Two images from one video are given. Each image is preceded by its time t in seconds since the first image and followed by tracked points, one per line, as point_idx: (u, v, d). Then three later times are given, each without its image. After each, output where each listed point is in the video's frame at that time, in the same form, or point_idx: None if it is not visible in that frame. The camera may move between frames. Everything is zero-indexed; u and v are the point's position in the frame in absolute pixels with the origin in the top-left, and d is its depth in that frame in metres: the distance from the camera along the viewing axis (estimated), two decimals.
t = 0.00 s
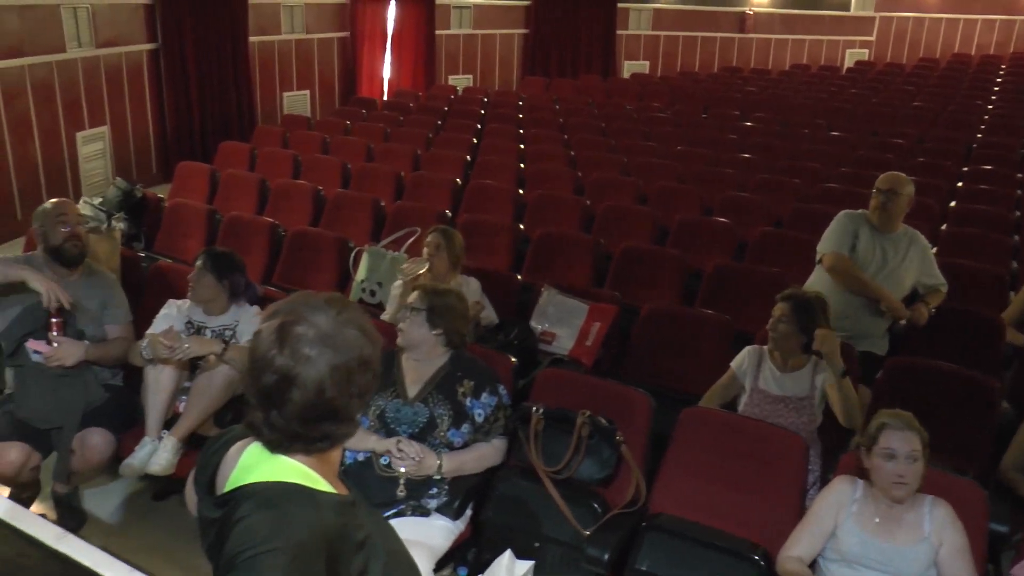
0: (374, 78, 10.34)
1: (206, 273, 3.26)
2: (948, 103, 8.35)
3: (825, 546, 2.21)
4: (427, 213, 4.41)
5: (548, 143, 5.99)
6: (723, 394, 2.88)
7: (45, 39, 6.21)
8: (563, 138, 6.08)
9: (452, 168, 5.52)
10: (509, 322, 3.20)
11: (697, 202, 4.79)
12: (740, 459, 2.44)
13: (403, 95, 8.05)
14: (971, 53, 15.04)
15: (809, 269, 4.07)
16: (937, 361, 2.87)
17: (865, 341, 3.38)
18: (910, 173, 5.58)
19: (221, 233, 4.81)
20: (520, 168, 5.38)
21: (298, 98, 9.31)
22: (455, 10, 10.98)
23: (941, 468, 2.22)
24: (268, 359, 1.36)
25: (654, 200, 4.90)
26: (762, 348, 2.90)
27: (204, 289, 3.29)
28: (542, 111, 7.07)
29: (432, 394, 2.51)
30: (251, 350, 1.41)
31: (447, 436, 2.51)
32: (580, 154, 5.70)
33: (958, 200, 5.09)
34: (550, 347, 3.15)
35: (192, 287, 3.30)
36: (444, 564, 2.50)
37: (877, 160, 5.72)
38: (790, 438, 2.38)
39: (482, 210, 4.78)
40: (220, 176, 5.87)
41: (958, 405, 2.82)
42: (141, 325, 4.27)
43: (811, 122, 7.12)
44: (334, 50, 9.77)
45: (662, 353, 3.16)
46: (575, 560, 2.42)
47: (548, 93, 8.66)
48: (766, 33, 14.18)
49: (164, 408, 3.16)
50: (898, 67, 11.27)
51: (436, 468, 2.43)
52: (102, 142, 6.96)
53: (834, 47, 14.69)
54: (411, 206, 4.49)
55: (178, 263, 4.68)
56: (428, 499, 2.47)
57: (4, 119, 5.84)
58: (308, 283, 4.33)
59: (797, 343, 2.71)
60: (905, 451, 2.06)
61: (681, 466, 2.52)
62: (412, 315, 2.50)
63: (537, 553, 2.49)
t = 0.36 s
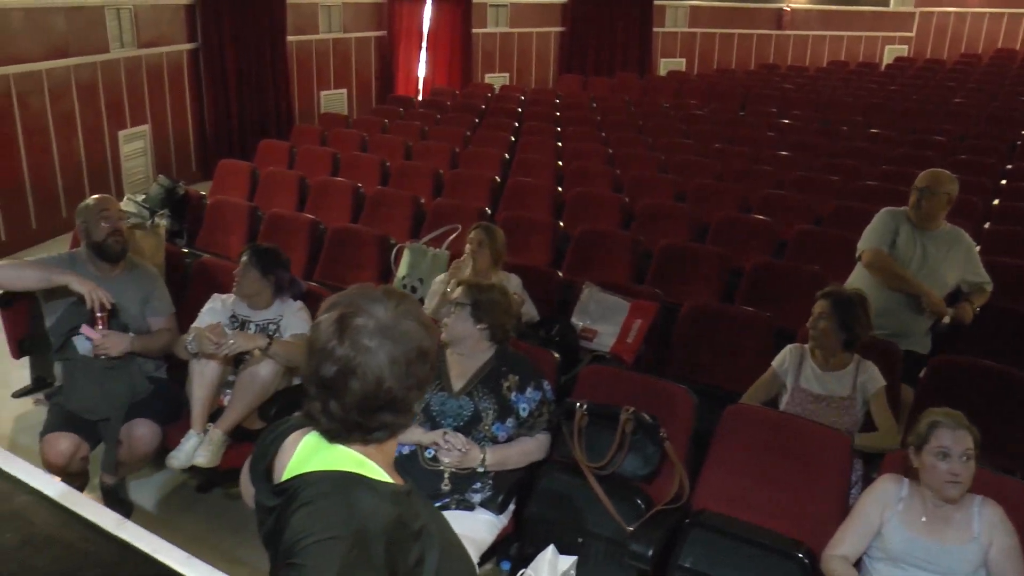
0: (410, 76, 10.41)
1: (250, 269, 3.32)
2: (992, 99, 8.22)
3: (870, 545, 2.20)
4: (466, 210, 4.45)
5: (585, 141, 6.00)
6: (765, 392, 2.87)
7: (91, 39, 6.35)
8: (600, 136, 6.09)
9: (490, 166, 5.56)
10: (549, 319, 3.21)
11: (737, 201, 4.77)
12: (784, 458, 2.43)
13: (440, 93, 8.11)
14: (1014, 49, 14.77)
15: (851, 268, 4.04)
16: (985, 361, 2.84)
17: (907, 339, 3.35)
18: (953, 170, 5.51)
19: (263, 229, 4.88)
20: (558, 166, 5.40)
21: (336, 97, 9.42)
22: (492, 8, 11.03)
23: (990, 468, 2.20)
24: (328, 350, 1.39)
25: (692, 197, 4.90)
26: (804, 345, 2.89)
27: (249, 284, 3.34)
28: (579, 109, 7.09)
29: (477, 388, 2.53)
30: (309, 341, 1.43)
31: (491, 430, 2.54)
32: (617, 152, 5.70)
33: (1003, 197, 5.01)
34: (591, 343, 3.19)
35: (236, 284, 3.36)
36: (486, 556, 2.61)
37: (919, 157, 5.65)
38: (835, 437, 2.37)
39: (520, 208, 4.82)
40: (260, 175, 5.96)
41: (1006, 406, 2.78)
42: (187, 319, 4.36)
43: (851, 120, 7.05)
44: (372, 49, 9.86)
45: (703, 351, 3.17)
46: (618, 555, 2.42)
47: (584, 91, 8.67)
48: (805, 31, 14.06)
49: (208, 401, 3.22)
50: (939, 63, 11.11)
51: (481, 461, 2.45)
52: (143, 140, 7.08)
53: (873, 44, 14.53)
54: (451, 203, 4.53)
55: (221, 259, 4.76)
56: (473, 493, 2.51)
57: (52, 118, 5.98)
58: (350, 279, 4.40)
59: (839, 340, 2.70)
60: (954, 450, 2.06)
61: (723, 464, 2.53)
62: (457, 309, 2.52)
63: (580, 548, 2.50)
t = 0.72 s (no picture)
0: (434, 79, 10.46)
1: (293, 271, 3.35)
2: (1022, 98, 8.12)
3: (903, 548, 2.19)
4: (493, 212, 4.48)
5: (610, 143, 6.01)
6: (794, 394, 2.86)
7: (120, 46, 6.44)
8: (625, 138, 6.09)
9: (516, 168, 5.58)
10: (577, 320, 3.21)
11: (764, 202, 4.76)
12: (822, 461, 2.42)
13: (465, 96, 8.14)
14: None
15: (880, 269, 4.02)
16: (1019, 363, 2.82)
17: (938, 340, 3.33)
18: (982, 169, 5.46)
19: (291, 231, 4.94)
20: (583, 167, 5.41)
21: (360, 100, 9.49)
22: (516, 11, 11.07)
23: None
24: (370, 350, 1.40)
25: (719, 198, 4.89)
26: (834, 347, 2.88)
27: (289, 285, 3.37)
28: (603, 110, 7.09)
29: (507, 389, 2.55)
30: (351, 342, 1.45)
31: (522, 431, 2.55)
32: (642, 153, 5.69)
33: None
34: (619, 344, 3.20)
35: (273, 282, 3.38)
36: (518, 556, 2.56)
37: (947, 157, 5.60)
38: (871, 441, 2.36)
39: (546, 209, 4.83)
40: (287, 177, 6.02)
41: None
42: (218, 321, 4.42)
43: (878, 119, 7.00)
44: (396, 52, 9.92)
45: (732, 352, 3.17)
46: (649, 556, 2.45)
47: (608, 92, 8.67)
48: (831, 30, 13.97)
49: (240, 402, 3.25)
50: (967, 62, 10.99)
51: (511, 461, 2.46)
52: (170, 144, 7.17)
53: (898, 43, 14.41)
54: (477, 205, 4.56)
55: (249, 261, 4.81)
56: (504, 494, 2.52)
57: (83, 122, 6.07)
58: (377, 280, 4.43)
59: (869, 340, 2.68)
60: (991, 451, 2.05)
61: (755, 466, 2.53)
62: (489, 311, 2.54)
63: (610, 549, 2.52)
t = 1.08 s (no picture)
0: (456, 82, 10.50)
1: (334, 275, 3.41)
2: None
3: (934, 557, 2.17)
4: (517, 216, 4.50)
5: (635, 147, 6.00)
6: (821, 401, 2.85)
7: (148, 49, 6.53)
8: (649, 142, 6.09)
9: (539, 172, 5.60)
10: (602, 324, 3.21)
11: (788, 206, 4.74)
12: (851, 469, 2.41)
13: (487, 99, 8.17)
14: None
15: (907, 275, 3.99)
16: None
17: (966, 348, 3.31)
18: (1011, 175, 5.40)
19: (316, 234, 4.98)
20: (607, 171, 5.42)
21: (384, 103, 9.54)
22: (539, 14, 11.10)
23: None
24: (406, 353, 1.41)
25: (743, 203, 4.88)
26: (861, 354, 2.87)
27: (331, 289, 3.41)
28: (626, 114, 7.09)
29: (535, 394, 2.54)
30: (387, 344, 1.45)
31: (549, 435, 2.55)
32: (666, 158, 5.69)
33: None
34: (645, 349, 3.19)
35: (310, 284, 3.39)
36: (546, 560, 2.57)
37: (975, 163, 5.55)
38: (900, 448, 2.36)
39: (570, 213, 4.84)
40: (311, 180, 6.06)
41: None
42: (245, 322, 4.47)
43: (904, 124, 6.95)
44: (419, 55, 9.96)
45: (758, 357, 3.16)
46: (676, 563, 2.46)
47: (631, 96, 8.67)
48: (854, 35, 13.90)
49: (267, 404, 3.27)
50: (994, 66, 10.88)
51: (539, 465, 2.48)
52: (194, 147, 7.24)
53: (923, 47, 14.30)
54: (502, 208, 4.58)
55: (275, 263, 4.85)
56: (531, 497, 2.52)
57: (109, 124, 6.15)
58: (402, 283, 4.46)
59: (898, 347, 2.67)
60: None
61: (783, 472, 2.52)
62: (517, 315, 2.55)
63: (636, 554, 2.52)
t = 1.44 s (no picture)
0: (477, 82, 10.52)
1: (359, 274, 3.43)
2: None
3: (961, 561, 2.16)
4: (538, 216, 4.51)
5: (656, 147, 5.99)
6: (844, 402, 2.84)
7: (171, 49, 6.60)
8: (670, 142, 6.08)
9: (560, 171, 5.60)
10: (625, 324, 3.22)
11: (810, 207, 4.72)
12: (876, 472, 2.40)
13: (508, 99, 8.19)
14: None
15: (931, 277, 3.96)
16: None
17: (988, 350, 3.30)
18: None
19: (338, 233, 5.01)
20: (629, 171, 5.42)
21: (404, 103, 9.58)
22: (561, 14, 11.11)
23: None
24: (412, 346, 1.38)
25: (765, 204, 4.86)
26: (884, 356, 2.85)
27: (348, 289, 3.43)
28: (647, 114, 7.09)
29: (559, 393, 2.55)
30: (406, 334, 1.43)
31: (573, 435, 2.55)
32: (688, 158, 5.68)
33: None
34: (667, 349, 3.18)
35: (335, 282, 3.41)
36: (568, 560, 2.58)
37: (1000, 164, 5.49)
38: (927, 451, 2.34)
39: (590, 213, 4.85)
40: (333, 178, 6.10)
41: None
42: (268, 319, 4.51)
43: (928, 125, 6.90)
44: (440, 55, 9.99)
45: (782, 357, 3.16)
46: (700, 564, 2.41)
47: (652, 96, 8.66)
48: (878, 34, 13.80)
49: (290, 401, 3.30)
50: (1019, 67, 10.75)
51: (562, 464, 2.48)
52: (217, 146, 7.30)
53: (947, 47, 14.17)
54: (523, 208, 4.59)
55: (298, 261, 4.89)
56: (554, 497, 2.53)
57: (133, 123, 6.21)
58: (423, 282, 4.48)
59: (923, 349, 2.65)
60: None
61: (807, 474, 2.51)
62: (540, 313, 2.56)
63: (660, 555, 2.50)
